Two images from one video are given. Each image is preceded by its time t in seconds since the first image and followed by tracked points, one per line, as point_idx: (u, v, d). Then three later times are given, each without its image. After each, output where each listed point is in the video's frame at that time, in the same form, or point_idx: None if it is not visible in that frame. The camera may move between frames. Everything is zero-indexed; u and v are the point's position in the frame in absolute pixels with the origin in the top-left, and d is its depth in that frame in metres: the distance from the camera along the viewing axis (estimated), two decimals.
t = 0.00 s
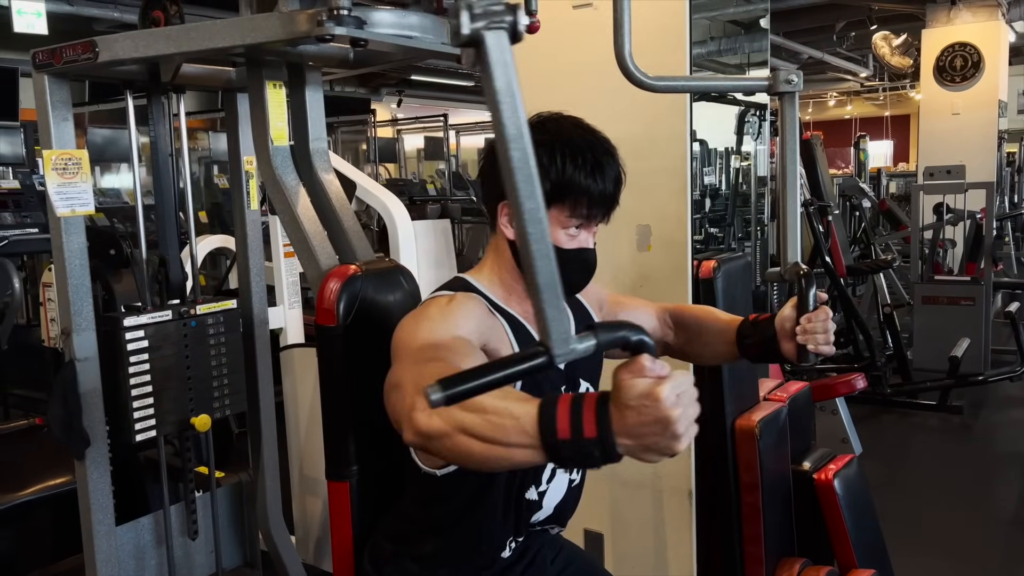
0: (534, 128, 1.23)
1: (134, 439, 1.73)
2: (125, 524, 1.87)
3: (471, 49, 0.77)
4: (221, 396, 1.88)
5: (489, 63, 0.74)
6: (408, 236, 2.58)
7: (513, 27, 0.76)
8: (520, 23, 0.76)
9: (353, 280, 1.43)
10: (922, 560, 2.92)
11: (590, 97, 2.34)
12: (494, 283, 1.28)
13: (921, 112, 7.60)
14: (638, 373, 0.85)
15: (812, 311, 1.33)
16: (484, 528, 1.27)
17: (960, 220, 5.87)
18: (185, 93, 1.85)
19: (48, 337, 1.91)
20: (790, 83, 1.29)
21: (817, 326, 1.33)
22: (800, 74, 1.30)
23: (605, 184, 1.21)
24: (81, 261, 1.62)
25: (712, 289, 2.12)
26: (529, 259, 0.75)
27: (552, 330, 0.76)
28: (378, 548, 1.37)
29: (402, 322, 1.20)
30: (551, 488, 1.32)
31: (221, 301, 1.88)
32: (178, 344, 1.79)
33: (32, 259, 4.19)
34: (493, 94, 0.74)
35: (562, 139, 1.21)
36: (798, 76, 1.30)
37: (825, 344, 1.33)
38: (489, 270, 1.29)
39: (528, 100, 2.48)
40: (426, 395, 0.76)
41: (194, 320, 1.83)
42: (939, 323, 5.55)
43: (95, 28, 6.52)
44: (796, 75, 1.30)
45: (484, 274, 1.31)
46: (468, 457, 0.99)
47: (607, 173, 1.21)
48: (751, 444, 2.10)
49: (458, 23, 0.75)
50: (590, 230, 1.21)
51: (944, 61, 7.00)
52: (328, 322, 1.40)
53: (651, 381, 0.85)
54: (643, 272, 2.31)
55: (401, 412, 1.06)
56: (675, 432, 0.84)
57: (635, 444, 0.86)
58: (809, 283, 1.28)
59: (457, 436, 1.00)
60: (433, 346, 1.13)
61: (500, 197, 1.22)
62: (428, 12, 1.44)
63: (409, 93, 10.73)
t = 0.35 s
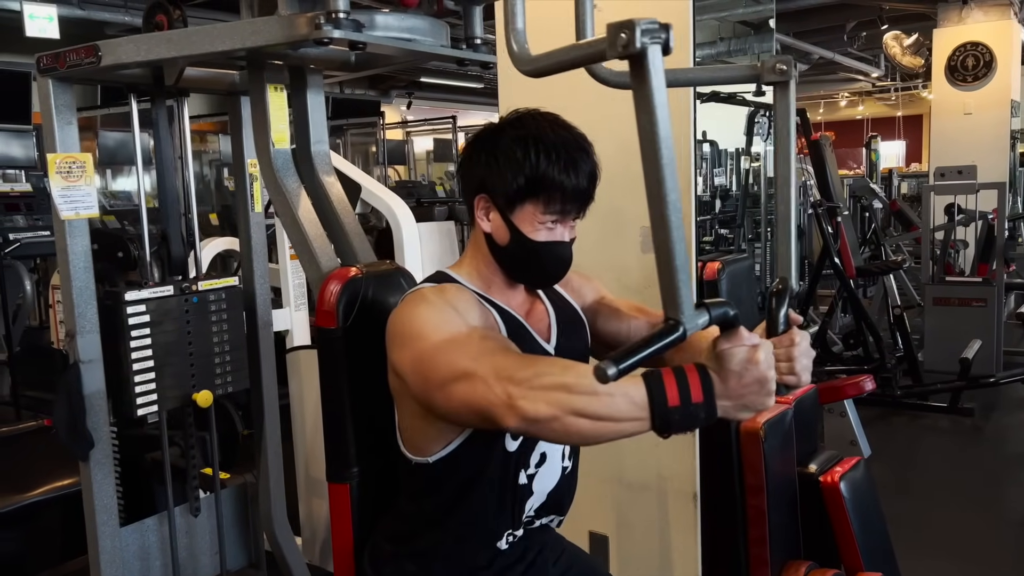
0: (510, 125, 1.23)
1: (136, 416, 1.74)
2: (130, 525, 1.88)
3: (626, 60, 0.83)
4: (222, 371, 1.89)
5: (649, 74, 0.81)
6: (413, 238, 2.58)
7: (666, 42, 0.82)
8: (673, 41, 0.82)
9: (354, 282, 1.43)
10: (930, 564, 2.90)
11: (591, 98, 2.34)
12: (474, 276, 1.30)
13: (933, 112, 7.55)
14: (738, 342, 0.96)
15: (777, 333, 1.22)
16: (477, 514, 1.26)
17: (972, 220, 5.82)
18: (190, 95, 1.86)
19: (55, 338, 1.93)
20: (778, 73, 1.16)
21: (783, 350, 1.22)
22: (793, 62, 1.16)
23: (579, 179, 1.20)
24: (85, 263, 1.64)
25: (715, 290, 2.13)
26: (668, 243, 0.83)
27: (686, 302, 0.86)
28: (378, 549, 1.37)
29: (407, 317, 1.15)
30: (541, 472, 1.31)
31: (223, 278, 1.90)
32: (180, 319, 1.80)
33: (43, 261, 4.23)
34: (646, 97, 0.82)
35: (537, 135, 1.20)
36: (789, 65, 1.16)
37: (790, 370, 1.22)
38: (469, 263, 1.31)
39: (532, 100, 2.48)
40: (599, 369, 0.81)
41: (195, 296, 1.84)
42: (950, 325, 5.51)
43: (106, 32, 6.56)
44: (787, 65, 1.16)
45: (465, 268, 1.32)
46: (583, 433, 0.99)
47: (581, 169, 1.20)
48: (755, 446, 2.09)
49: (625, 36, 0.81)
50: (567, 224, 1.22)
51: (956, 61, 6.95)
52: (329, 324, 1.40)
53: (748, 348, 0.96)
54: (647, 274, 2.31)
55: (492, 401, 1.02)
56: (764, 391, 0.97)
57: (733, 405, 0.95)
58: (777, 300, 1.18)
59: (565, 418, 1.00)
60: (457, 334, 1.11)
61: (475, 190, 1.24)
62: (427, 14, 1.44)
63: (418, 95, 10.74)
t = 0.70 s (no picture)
0: (514, 126, 1.23)
1: (143, 415, 1.75)
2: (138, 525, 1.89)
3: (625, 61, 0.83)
4: (229, 370, 1.90)
5: (649, 74, 0.81)
6: (420, 239, 2.58)
7: (666, 44, 0.83)
8: (674, 43, 0.83)
9: (356, 283, 1.44)
10: (944, 568, 2.87)
11: (597, 98, 2.34)
12: (475, 277, 1.30)
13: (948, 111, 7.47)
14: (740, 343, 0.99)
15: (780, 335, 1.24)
16: (479, 514, 1.26)
17: (988, 220, 5.75)
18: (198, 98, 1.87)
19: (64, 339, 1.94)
20: (780, 72, 1.14)
21: (784, 352, 1.25)
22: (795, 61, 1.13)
23: (582, 182, 1.20)
24: (93, 265, 1.65)
25: (722, 291, 2.13)
26: (669, 245, 0.83)
27: (685, 302, 0.86)
28: (381, 550, 1.37)
29: (409, 317, 1.15)
30: (545, 472, 1.31)
31: (230, 278, 1.91)
32: (186, 319, 1.81)
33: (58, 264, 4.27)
34: (647, 97, 0.82)
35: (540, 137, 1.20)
36: (789, 64, 1.13)
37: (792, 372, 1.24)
38: (471, 265, 1.31)
39: (538, 101, 2.48)
40: (602, 370, 0.82)
41: (202, 296, 1.85)
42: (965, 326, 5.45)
43: (120, 36, 6.61)
44: (787, 64, 1.13)
45: (467, 269, 1.33)
46: (585, 434, 1.01)
47: (584, 172, 1.20)
48: (763, 448, 2.08)
49: (625, 37, 0.81)
50: (570, 230, 1.22)
51: (972, 60, 6.89)
52: (331, 325, 1.40)
53: (748, 350, 0.99)
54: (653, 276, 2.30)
55: (493, 403, 1.03)
56: (764, 392, 0.99)
57: (734, 406, 0.98)
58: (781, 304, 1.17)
59: (565, 421, 1.01)
60: (461, 335, 1.12)
61: (478, 192, 1.24)
62: (428, 15, 1.44)
63: (430, 97, 10.75)
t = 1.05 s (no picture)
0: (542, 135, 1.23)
1: (154, 437, 1.77)
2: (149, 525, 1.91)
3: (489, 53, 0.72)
4: (240, 392, 1.91)
5: (508, 68, 0.68)
6: (430, 241, 2.58)
7: (533, 33, 0.70)
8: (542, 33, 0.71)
9: (361, 285, 1.44)
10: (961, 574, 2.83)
11: (607, 99, 2.33)
12: (495, 287, 1.29)
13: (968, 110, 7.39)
14: (655, 373, 0.84)
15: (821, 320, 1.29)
16: (485, 531, 1.27)
17: (1008, 220, 5.68)
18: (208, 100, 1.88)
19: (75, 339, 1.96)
20: (801, 81, 1.21)
21: (827, 334, 1.30)
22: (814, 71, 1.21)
23: (610, 193, 1.20)
24: (103, 268, 1.67)
25: (734, 293, 2.09)
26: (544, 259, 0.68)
27: (568, 329, 0.70)
28: (385, 553, 1.37)
29: (405, 323, 1.20)
30: (552, 490, 1.33)
31: (241, 300, 1.92)
32: (197, 342, 1.83)
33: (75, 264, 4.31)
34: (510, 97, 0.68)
35: (568, 146, 1.20)
36: (810, 75, 1.20)
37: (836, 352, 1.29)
38: (491, 272, 1.30)
39: (548, 103, 2.48)
40: (444, 396, 0.69)
41: (214, 318, 1.87)
42: (985, 328, 5.37)
43: (139, 39, 6.68)
44: (808, 74, 1.21)
45: (485, 278, 1.32)
46: (488, 459, 0.96)
47: (612, 182, 1.20)
48: (774, 450, 2.07)
49: (475, 29, 0.70)
50: (593, 241, 1.20)
51: (992, 58, 6.80)
52: (336, 326, 1.41)
53: (667, 381, 0.83)
54: (664, 277, 2.29)
55: (411, 412, 1.04)
56: (687, 432, 0.83)
57: (649, 443, 0.84)
58: (818, 293, 1.23)
59: (468, 439, 0.97)
60: (440, 344, 1.13)
61: (505, 201, 1.22)
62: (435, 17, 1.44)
63: (446, 98, 10.75)
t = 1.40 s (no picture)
0: (565, 140, 1.22)
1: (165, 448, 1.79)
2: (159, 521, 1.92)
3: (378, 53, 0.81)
4: (250, 402, 1.94)
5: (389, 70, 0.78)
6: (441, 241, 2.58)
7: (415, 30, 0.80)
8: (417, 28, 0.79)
9: (365, 285, 1.43)
10: None
11: (616, 98, 2.32)
12: (513, 293, 1.29)
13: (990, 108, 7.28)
14: (567, 389, 0.89)
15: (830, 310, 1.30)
16: (493, 537, 1.28)
17: None
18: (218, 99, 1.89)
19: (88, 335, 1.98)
20: (807, 84, 1.25)
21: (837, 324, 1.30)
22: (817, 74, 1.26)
23: (635, 204, 1.19)
24: (114, 267, 1.68)
25: (745, 293, 2.08)
26: (443, 266, 0.78)
27: (463, 339, 0.80)
28: (390, 552, 1.37)
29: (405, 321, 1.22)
30: (561, 502, 1.35)
31: (251, 311, 1.95)
32: (208, 353, 1.85)
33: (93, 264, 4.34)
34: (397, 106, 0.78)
35: (593, 154, 1.19)
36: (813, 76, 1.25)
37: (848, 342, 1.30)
38: (511, 277, 1.29)
39: (558, 102, 2.47)
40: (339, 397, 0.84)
41: (224, 329, 1.89)
42: (1005, 329, 5.30)
43: (157, 40, 6.73)
44: (811, 76, 1.25)
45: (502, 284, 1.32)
46: (415, 460, 1.07)
47: (637, 194, 1.19)
48: (785, 451, 2.05)
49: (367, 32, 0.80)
50: (618, 252, 1.21)
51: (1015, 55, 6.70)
52: (341, 325, 1.42)
53: (577, 399, 0.88)
54: (674, 276, 2.27)
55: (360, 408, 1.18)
56: (597, 453, 0.88)
57: (561, 459, 0.90)
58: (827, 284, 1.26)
59: (400, 437, 1.09)
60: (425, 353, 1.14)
61: (525, 209, 1.22)
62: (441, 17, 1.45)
63: (462, 98, 10.74)
